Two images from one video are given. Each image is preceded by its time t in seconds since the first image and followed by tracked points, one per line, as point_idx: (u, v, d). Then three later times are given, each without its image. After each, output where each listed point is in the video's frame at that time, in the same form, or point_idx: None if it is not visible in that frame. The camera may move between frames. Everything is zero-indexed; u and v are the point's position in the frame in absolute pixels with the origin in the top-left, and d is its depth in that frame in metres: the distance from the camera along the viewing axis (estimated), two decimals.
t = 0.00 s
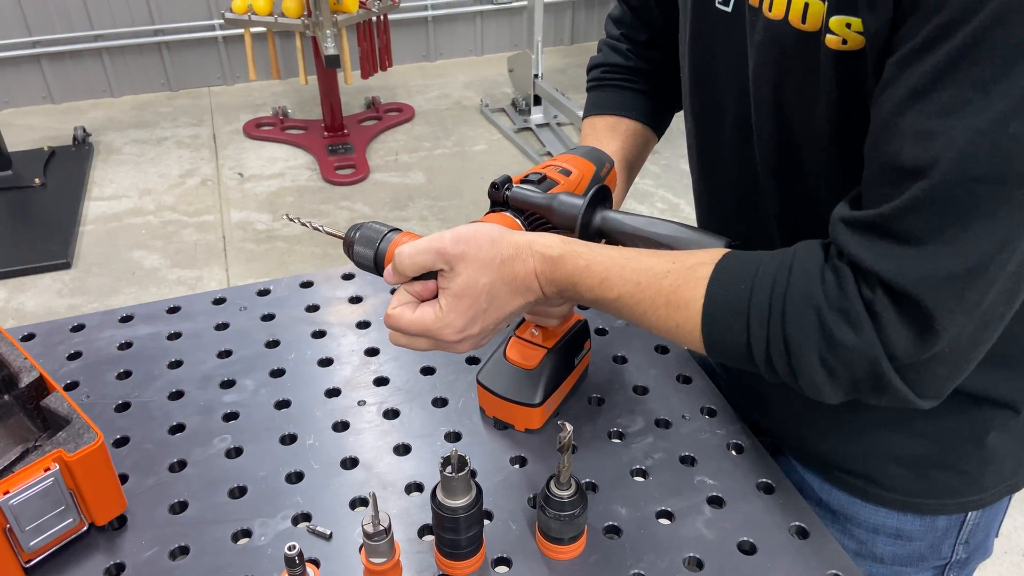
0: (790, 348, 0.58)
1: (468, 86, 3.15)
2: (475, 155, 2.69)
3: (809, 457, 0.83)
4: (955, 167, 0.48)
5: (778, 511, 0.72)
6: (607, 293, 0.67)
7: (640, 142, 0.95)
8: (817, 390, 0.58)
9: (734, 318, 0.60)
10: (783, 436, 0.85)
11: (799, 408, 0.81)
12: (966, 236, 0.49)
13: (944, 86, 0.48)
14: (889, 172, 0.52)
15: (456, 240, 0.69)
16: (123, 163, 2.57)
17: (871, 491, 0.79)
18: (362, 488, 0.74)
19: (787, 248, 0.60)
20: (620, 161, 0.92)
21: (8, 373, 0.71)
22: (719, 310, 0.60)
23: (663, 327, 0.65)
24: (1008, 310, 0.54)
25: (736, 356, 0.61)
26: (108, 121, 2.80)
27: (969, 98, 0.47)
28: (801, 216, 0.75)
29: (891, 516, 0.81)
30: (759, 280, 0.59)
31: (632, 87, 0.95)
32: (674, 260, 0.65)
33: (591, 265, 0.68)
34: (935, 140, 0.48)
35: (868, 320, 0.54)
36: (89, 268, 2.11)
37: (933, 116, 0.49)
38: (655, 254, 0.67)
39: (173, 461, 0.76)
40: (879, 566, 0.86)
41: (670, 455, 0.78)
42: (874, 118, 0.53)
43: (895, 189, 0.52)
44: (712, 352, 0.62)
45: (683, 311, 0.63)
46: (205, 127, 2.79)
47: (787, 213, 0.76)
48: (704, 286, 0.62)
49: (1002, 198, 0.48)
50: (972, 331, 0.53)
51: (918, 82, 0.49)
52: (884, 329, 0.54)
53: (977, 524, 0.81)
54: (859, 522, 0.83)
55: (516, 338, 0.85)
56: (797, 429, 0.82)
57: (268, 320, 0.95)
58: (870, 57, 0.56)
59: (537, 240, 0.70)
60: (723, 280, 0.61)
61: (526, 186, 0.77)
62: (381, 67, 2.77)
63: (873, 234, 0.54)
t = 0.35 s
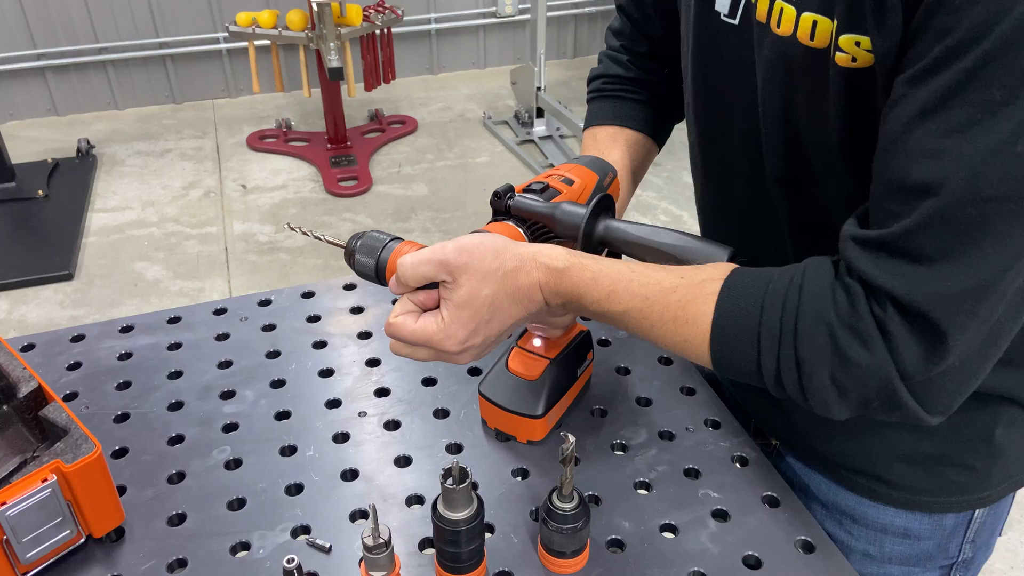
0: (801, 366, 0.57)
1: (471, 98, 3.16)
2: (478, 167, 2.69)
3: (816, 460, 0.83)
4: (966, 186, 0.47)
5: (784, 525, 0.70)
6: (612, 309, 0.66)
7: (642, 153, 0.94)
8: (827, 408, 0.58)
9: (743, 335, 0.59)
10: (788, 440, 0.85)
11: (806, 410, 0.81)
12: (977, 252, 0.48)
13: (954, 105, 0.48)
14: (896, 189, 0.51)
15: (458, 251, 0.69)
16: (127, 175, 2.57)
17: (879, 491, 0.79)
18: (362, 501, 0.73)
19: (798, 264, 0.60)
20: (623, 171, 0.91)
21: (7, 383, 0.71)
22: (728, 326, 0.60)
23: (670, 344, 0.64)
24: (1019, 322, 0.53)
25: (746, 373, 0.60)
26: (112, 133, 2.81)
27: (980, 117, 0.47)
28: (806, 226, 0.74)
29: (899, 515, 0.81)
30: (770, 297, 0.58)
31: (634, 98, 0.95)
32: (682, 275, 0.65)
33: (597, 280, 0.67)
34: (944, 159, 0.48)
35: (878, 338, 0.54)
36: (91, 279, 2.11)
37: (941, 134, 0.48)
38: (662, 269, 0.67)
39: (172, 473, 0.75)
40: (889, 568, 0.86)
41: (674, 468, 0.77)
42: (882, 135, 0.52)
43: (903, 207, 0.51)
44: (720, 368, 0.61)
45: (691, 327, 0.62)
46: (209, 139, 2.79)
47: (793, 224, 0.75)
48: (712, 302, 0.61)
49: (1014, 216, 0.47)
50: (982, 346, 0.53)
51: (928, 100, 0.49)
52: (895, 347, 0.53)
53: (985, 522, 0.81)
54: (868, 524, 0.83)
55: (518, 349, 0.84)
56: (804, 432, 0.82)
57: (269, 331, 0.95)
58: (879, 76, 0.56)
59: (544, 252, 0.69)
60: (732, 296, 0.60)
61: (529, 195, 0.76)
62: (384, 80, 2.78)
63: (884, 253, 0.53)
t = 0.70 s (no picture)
0: (815, 373, 0.56)
1: (474, 113, 3.16)
2: (480, 181, 2.69)
3: (825, 472, 0.82)
4: (984, 187, 0.46)
5: (795, 541, 0.69)
6: (620, 316, 0.65)
7: (650, 164, 0.93)
8: (841, 416, 0.56)
9: (756, 341, 0.58)
10: (796, 451, 0.84)
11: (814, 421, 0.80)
12: (998, 254, 0.47)
13: (972, 104, 0.47)
14: (913, 190, 0.51)
15: (464, 262, 0.67)
16: (129, 188, 2.57)
17: (889, 504, 0.78)
18: (364, 516, 0.71)
19: (810, 271, 0.59)
20: (633, 182, 0.90)
21: (6, 395, 0.69)
22: (739, 332, 0.59)
23: (680, 352, 0.63)
24: None
25: (757, 381, 0.59)
26: (115, 147, 2.81)
27: (999, 117, 0.46)
28: (816, 235, 0.73)
29: (910, 528, 0.79)
30: (782, 303, 0.57)
31: (643, 109, 0.94)
32: (692, 282, 0.64)
33: (606, 288, 0.66)
34: (962, 159, 0.47)
35: (895, 344, 0.52)
36: (92, 293, 2.10)
37: (959, 133, 0.47)
38: (670, 277, 0.65)
39: (170, 487, 0.74)
40: None
41: (682, 483, 0.75)
42: (898, 137, 0.52)
43: (921, 209, 0.51)
44: (732, 377, 0.60)
45: (701, 334, 0.61)
46: (212, 153, 2.79)
47: (805, 233, 0.74)
48: (723, 310, 0.60)
49: None
50: (1001, 352, 0.51)
51: (946, 99, 0.48)
52: (912, 352, 0.52)
53: (997, 535, 0.80)
54: (879, 538, 0.81)
55: (523, 361, 0.83)
56: (813, 444, 0.81)
57: (270, 343, 0.93)
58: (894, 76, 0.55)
59: (551, 263, 0.68)
60: (743, 302, 0.59)
61: (536, 204, 0.75)
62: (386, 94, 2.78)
63: (901, 256, 0.52)
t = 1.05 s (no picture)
0: (835, 385, 0.55)
1: (476, 127, 3.16)
2: (483, 195, 2.68)
3: (838, 488, 0.80)
4: (1009, 192, 0.46)
5: (810, 558, 0.67)
6: (634, 328, 0.65)
7: (660, 175, 0.92)
8: (862, 429, 0.55)
9: (772, 352, 0.57)
10: (808, 466, 0.83)
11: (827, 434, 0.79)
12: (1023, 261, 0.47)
13: (997, 109, 0.47)
14: (934, 196, 0.51)
15: (474, 274, 0.66)
16: (132, 202, 2.57)
17: (904, 520, 0.76)
18: (370, 532, 0.70)
19: (826, 281, 0.58)
20: (643, 194, 0.89)
21: (7, 409, 0.68)
22: (756, 343, 0.58)
23: (695, 364, 0.62)
24: None
25: (774, 393, 0.58)
26: (118, 161, 2.81)
27: None
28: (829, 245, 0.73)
29: (925, 545, 0.78)
30: (799, 313, 0.57)
31: (652, 121, 0.93)
32: (705, 292, 0.63)
33: (618, 298, 0.65)
34: (986, 164, 0.47)
35: (917, 354, 0.52)
36: (94, 307, 2.09)
37: (983, 138, 0.47)
38: (684, 287, 0.65)
39: (173, 502, 0.73)
40: None
41: (693, 498, 0.74)
42: (920, 143, 0.52)
43: (943, 216, 0.50)
44: (748, 389, 0.59)
45: (716, 345, 0.60)
46: (214, 167, 2.79)
47: (818, 245, 0.73)
48: (739, 321, 0.59)
49: None
50: None
51: (969, 104, 0.48)
52: (934, 362, 0.51)
53: (1014, 552, 0.78)
54: (893, 554, 0.80)
55: (530, 374, 0.82)
56: (825, 457, 0.80)
57: (274, 356, 0.93)
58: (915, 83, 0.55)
59: (561, 274, 0.67)
60: (759, 312, 0.59)
61: (545, 215, 0.75)
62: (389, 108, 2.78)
63: (922, 264, 0.52)
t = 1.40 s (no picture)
0: (852, 396, 0.54)
1: (478, 139, 3.16)
2: (485, 207, 2.67)
3: (848, 502, 0.79)
4: None
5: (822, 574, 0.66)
6: (644, 339, 0.63)
7: (667, 186, 0.92)
8: (880, 441, 0.54)
9: (787, 363, 0.56)
10: (818, 480, 0.81)
11: (838, 447, 0.77)
12: None
13: (1018, 113, 0.46)
14: (955, 204, 0.50)
15: (479, 283, 0.65)
16: (133, 214, 2.56)
17: (916, 535, 0.75)
18: (372, 547, 0.69)
19: (841, 290, 0.57)
20: (650, 204, 0.88)
21: (4, 421, 0.67)
22: (770, 354, 0.57)
23: (707, 376, 0.61)
24: None
25: (790, 405, 0.57)
26: (119, 173, 2.81)
27: None
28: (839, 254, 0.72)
29: (938, 560, 0.76)
30: (815, 323, 0.56)
31: (658, 130, 0.92)
32: (717, 301, 0.62)
33: (628, 309, 0.64)
34: (1009, 168, 0.46)
35: (937, 363, 0.51)
36: (94, 319, 2.08)
37: (1007, 142, 0.47)
38: (694, 296, 0.64)
39: (172, 516, 0.72)
40: None
41: (702, 513, 0.73)
42: (939, 149, 0.51)
43: (964, 222, 0.49)
44: (762, 401, 0.58)
45: (728, 356, 0.59)
46: (216, 179, 2.79)
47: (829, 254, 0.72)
48: (751, 331, 0.58)
49: None
50: None
51: (991, 107, 0.47)
52: (955, 372, 0.50)
53: None
54: (905, 569, 0.78)
55: (535, 386, 0.81)
56: (836, 470, 0.78)
57: (276, 367, 0.91)
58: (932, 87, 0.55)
59: (570, 283, 0.66)
60: (773, 322, 0.58)
61: (551, 225, 0.74)
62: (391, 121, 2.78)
63: (941, 271, 0.51)
